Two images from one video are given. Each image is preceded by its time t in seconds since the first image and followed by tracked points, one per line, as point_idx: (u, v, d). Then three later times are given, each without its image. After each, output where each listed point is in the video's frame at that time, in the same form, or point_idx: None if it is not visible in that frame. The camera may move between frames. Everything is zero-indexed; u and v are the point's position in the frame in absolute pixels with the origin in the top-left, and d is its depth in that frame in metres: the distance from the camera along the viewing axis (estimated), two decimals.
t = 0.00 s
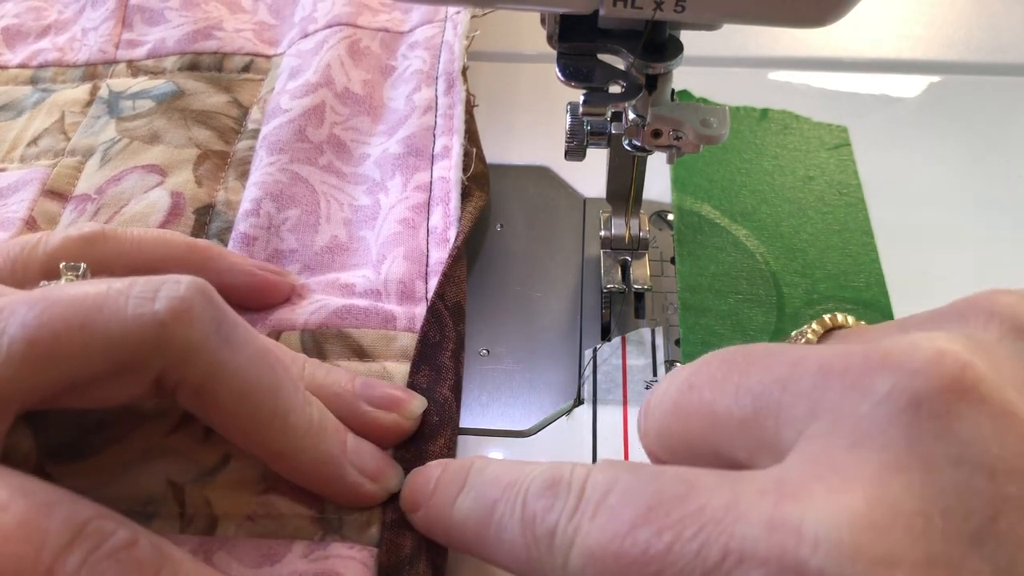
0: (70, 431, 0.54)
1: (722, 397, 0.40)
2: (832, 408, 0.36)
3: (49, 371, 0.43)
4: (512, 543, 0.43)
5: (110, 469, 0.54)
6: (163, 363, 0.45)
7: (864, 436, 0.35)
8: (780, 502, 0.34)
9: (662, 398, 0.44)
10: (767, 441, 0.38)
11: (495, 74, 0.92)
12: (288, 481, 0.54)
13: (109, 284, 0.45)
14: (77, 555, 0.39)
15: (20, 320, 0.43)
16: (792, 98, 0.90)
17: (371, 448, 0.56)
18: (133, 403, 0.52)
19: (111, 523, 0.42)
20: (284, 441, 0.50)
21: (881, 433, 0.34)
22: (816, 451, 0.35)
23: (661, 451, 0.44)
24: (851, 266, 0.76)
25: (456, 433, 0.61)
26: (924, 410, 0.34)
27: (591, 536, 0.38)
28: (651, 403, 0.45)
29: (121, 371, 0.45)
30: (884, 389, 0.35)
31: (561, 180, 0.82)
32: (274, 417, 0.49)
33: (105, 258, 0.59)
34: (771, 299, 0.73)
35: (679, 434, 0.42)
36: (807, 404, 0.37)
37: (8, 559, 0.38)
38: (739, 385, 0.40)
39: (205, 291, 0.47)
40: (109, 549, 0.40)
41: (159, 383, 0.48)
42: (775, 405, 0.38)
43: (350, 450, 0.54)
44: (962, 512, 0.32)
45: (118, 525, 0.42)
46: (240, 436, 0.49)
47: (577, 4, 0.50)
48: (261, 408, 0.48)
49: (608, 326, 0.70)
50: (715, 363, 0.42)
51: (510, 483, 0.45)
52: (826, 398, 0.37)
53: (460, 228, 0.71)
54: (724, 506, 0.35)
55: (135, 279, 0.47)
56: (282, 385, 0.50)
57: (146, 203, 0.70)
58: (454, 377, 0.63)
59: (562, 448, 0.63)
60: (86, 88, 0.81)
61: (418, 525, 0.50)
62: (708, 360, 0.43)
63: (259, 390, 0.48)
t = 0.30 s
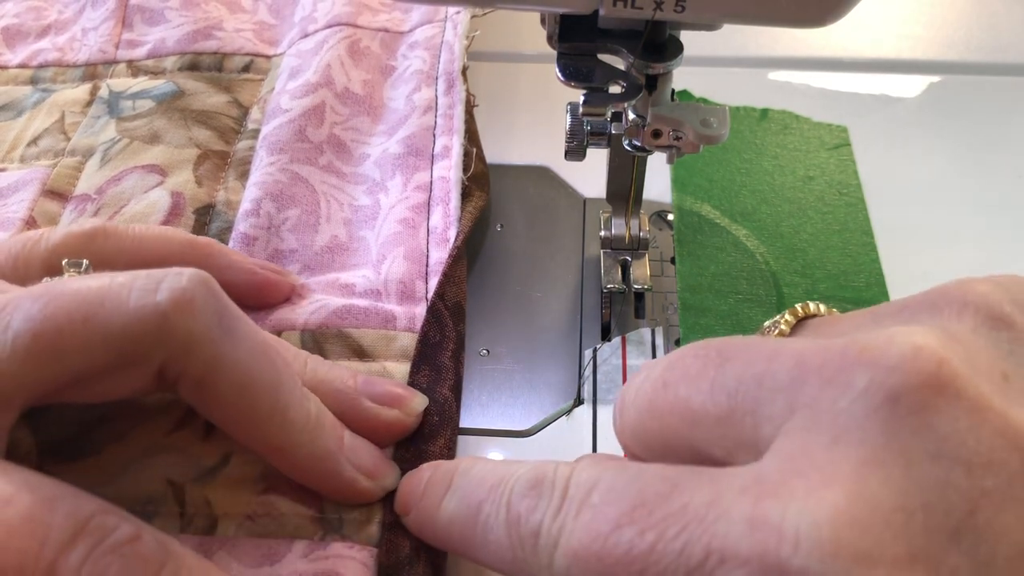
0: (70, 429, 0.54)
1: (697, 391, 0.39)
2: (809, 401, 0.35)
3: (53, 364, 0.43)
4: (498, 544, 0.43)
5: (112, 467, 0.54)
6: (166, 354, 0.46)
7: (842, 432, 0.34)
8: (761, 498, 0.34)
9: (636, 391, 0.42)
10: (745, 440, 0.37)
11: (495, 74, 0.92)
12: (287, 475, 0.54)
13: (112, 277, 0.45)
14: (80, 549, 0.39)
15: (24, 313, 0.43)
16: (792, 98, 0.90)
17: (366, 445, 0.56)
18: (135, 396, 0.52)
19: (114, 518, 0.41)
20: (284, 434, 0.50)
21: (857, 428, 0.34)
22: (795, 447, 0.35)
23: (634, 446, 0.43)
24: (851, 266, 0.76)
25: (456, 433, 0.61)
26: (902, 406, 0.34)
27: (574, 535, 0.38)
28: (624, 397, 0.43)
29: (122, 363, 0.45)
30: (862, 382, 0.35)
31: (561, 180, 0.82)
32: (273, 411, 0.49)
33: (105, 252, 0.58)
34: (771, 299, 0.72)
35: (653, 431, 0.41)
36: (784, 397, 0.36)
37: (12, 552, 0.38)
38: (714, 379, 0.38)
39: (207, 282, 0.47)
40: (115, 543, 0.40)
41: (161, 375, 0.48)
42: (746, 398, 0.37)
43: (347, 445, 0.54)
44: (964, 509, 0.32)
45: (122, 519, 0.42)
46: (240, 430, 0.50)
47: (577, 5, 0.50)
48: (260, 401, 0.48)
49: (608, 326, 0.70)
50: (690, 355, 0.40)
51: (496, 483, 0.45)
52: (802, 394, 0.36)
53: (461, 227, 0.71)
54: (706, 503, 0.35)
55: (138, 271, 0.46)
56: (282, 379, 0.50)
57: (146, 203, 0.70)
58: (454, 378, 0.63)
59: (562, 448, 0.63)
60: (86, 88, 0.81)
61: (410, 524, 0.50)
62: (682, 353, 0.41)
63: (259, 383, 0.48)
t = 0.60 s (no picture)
0: (70, 429, 0.54)
1: (685, 416, 0.38)
2: (802, 427, 0.35)
3: (53, 363, 0.43)
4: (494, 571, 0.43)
5: (113, 467, 0.54)
6: (166, 352, 0.46)
7: (838, 460, 0.34)
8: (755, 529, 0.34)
9: (621, 413, 0.42)
10: (736, 466, 0.37)
11: (495, 74, 0.92)
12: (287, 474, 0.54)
13: (113, 276, 0.45)
14: (82, 546, 0.39)
15: (25, 312, 0.43)
16: (792, 98, 0.90)
17: (366, 444, 0.56)
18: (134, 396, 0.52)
19: (116, 516, 0.41)
20: (284, 433, 0.50)
21: (855, 458, 0.33)
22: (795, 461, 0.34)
23: (621, 469, 0.42)
24: (851, 266, 0.76)
25: (456, 433, 0.61)
26: (900, 435, 0.33)
27: (568, 566, 0.38)
28: (609, 418, 0.43)
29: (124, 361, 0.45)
30: (859, 409, 0.34)
31: (561, 180, 0.82)
32: (273, 409, 0.49)
33: (105, 251, 0.58)
34: (771, 299, 0.72)
35: (640, 455, 0.40)
36: (777, 421, 0.36)
37: (14, 550, 0.38)
38: (701, 403, 0.38)
39: (208, 280, 0.48)
40: (116, 540, 0.40)
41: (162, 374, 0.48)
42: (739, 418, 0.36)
43: (347, 443, 0.54)
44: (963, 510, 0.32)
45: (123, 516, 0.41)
46: (240, 429, 0.49)
47: (577, 5, 0.50)
48: (260, 399, 0.48)
49: (608, 326, 0.70)
50: (675, 377, 0.40)
51: (492, 508, 0.44)
52: (796, 417, 0.35)
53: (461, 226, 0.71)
54: (699, 535, 0.35)
55: (139, 270, 0.47)
56: (282, 377, 0.50)
57: (146, 203, 0.70)
58: (454, 378, 0.63)
59: (563, 448, 0.63)
60: (86, 88, 0.81)
61: (405, 547, 0.50)
62: (665, 374, 0.41)
63: (259, 381, 0.48)
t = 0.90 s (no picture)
0: (71, 429, 0.54)
1: (685, 441, 0.36)
2: (807, 458, 0.32)
3: (53, 363, 0.43)
4: None
5: (113, 467, 0.54)
6: (166, 352, 0.46)
7: (848, 497, 0.31)
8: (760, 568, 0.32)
9: (617, 435, 0.39)
10: (740, 494, 0.34)
11: (495, 74, 0.92)
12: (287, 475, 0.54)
13: (113, 276, 0.46)
14: (82, 545, 0.39)
15: (25, 313, 0.43)
16: (792, 98, 0.90)
17: (366, 444, 0.56)
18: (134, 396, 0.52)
19: (116, 516, 0.41)
20: (283, 434, 0.50)
21: (864, 493, 0.31)
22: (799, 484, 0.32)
23: (618, 492, 0.40)
24: (851, 266, 0.75)
25: (456, 433, 0.61)
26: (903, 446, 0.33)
27: None
28: (603, 439, 0.41)
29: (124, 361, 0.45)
30: (869, 441, 0.31)
31: (561, 180, 0.82)
32: (273, 409, 0.49)
33: (106, 251, 0.58)
34: (771, 299, 0.72)
35: (638, 480, 0.38)
36: (780, 451, 0.33)
37: (13, 550, 0.38)
38: (702, 428, 0.35)
39: (208, 280, 0.48)
40: (115, 540, 0.40)
41: (162, 374, 0.48)
42: (742, 447, 0.34)
43: (347, 443, 0.54)
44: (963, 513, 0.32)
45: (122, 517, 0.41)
46: (240, 429, 0.49)
47: (577, 5, 0.50)
48: (260, 399, 0.48)
49: (608, 326, 0.70)
50: (674, 399, 0.37)
51: (490, 537, 0.43)
52: (801, 448, 0.32)
53: (461, 226, 0.71)
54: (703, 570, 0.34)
55: (138, 270, 0.47)
56: (283, 376, 0.50)
57: (146, 203, 0.70)
58: (455, 378, 0.63)
59: (562, 448, 0.63)
60: (86, 88, 0.81)
61: None
62: (663, 395, 0.38)
63: (259, 381, 0.48)
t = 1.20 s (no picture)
0: (71, 429, 0.54)
1: (681, 473, 0.36)
2: (809, 492, 0.32)
3: (53, 362, 0.43)
4: None
5: (113, 467, 0.54)
6: (166, 351, 0.46)
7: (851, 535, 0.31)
8: None
9: (609, 463, 0.40)
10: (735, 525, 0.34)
11: (495, 74, 0.92)
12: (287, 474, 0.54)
13: (113, 275, 0.46)
14: (79, 543, 0.39)
15: (25, 312, 0.43)
16: (792, 98, 0.90)
17: (367, 444, 0.56)
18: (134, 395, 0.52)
19: (113, 514, 0.41)
20: (283, 433, 0.50)
21: (867, 531, 0.31)
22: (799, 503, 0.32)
23: (609, 523, 0.40)
24: (851, 266, 0.75)
25: (456, 433, 0.61)
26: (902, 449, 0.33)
27: None
28: (594, 468, 0.41)
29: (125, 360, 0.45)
30: (874, 477, 0.31)
31: (561, 180, 0.82)
32: (273, 408, 0.49)
33: (106, 251, 0.58)
34: (771, 299, 0.72)
35: (630, 511, 0.38)
36: (781, 484, 0.33)
37: (10, 548, 0.38)
38: (698, 458, 0.35)
39: (208, 279, 0.48)
40: (112, 539, 0.40)
41: (162, 373, 0.48)
42: (740, 478, 0.34)
43: (348, 443, 0.54)
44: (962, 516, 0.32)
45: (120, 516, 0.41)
46: (241, 427, 0.50)
47: (577, 5, 0.50)
48: (260, 399, 0.48)
49: (608, 326, 0.70)
50: (667, 427, 0.38)
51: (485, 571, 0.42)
52: (802, 481, 0.32)
53: (461, 226, 0.71)
54: None
55: (138, 269, 0.47)
56: (283, 375, 0.50)
57: (146, 203, 0.70)
58: (455, 378, 0.63)
59: (562, 448, 0.63)
60: (86, 88, 0.81)
61: None
62: (656, 421, 0.38)
63: (259, 379, 0.48)
